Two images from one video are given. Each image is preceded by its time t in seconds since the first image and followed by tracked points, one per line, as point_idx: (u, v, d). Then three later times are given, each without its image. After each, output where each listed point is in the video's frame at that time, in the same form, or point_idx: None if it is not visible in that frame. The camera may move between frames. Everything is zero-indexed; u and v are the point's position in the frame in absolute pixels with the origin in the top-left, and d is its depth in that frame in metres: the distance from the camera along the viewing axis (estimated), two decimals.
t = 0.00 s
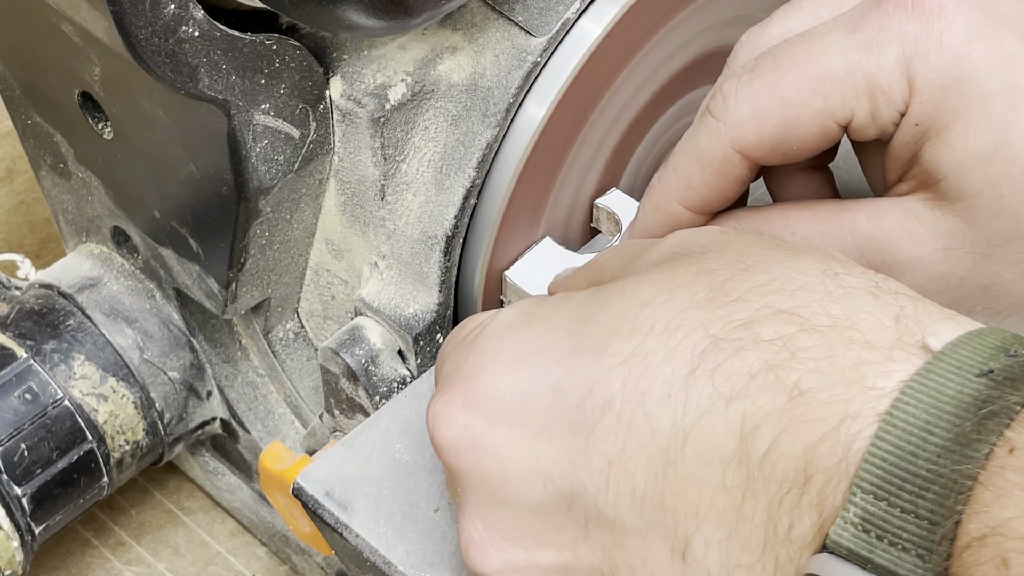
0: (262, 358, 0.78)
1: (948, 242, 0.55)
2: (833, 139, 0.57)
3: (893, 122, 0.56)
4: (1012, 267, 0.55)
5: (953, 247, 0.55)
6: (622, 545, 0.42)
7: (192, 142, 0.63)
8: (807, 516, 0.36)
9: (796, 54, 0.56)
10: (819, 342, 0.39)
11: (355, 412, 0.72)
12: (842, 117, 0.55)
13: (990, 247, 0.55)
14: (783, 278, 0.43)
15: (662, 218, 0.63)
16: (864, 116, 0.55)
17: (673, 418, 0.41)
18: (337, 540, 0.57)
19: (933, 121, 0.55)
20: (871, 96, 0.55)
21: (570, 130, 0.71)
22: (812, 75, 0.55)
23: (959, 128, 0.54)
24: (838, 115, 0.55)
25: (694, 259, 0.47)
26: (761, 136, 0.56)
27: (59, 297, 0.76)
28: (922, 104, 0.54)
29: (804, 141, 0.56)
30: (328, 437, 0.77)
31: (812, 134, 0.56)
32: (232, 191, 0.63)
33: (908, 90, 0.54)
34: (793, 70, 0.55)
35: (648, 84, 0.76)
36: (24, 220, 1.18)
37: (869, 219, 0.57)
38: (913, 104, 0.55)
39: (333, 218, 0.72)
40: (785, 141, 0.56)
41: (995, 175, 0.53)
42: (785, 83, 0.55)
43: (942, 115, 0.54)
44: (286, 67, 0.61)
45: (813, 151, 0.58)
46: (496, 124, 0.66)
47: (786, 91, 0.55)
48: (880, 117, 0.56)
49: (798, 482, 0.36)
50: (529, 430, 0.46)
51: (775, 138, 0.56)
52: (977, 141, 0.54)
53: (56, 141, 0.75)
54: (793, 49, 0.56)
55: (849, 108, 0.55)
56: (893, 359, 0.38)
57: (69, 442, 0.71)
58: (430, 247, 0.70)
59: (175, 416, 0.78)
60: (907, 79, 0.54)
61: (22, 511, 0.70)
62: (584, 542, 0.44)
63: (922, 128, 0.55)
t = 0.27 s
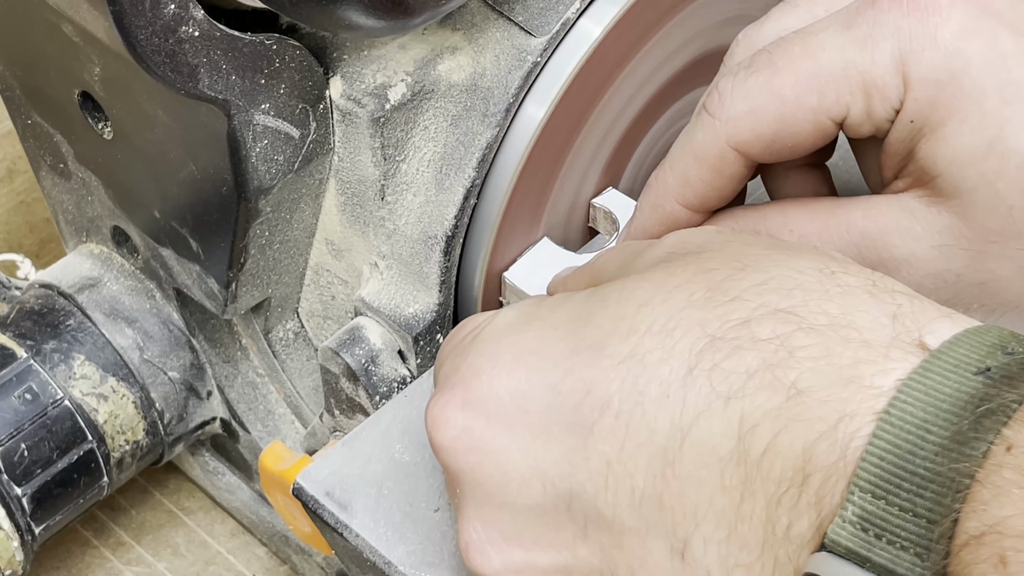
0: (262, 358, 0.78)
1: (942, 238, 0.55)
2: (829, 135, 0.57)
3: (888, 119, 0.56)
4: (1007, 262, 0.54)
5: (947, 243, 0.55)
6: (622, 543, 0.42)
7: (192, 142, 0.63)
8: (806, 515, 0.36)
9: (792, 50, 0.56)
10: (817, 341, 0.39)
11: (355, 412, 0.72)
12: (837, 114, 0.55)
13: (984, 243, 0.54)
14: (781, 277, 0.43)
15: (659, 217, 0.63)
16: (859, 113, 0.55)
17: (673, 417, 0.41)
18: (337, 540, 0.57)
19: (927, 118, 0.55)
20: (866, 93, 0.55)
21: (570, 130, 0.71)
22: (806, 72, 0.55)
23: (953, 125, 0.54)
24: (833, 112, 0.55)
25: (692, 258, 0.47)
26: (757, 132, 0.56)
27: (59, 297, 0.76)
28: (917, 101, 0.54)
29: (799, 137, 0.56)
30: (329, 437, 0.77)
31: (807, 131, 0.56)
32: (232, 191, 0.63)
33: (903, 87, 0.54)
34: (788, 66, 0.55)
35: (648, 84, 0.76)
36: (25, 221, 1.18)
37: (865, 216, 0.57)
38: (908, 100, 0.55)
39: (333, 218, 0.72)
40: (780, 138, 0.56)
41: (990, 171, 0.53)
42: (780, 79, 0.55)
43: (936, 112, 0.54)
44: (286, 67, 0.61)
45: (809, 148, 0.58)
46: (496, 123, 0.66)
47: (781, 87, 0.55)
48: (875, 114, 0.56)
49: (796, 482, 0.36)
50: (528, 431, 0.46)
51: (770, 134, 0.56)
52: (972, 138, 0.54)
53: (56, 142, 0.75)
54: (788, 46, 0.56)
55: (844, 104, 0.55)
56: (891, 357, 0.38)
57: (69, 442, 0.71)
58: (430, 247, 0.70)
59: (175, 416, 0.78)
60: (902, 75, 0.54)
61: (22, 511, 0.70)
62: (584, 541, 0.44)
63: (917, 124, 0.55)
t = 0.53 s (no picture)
0: (262, 358, 0.78)
1: (939, 237, 0.55)
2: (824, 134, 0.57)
3: (883, 117, 0.56)
4: (1004, 262, 0.55)
5: (943, 242, 0.55)
6: (620, 543, 0.42)
7: (192, 142, 0.63)
8: (803, 513, 0.36)
9: (787, 48, 0.56)
10: (814, 340, 0.39)
11: (355, 412, 0.72)
12: (833, 112, 0.55)
13: (981, 242, 0.54)
14: (778, 275, 0.43)
15: (655, 216, 0.63)
16: (855, 111, 0.55)
17: (670, 417, 0.41)
18: (337, 540, 0.57)
19: (922, 115, 0.55)
20: (862, 91, 0.55)
21: (570, 130, 0.71)
22: (802, 70, 0.55)
23: (949, 123, 0.54)
24: (829, 110, 0.55)
25: (691, 258, 0.47)
26: (752, 131, 0.56)
27: (59, 297, 0.76)
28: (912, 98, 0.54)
29: (794, 136, 0.56)
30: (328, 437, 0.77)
31: (804, 129, 0.56)
32: (232, 191, 0.63)
33: (898, 85, 0.54)
34: (783, 65, 0.55)
35: (648, 84, 0.76)
36: (25, 221, 1.17)
37: (862, 216, 0.57)
38: (904, 99, 0.55)
39: (334, 218, 0.72)
40: (776, 137, 0.56)
41: (985, 169, 0.53)
42: (775, 78, 0.55)
43: (932, 109, 0.54)
44: (286, 67, 0.61)
45: (805, 146, 0.58)
46: (496, 124, 0.66)
47: (776, 86, 0.55)
48: (870, 112, 0.56)
49: (793, 480, 0.37)
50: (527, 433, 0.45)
51: (765, 133, 0.56)
52: (967, 136, 0.54)
53: (56, 142, 0.75)
54: (784, 44, 0.56)
55: (840, 103, 0.55)
56: (888, 356, 0.38)
57: (69, 442, 0.71)
58: (430, 247, 0.70)
59: (175, 416, 0.78)
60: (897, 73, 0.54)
61: (22, 511, 0.70)
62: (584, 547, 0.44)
63: (912, 123, 0.55)
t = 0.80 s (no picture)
0: (262, 358, 0.78)
1: (944, 237, 0.55)
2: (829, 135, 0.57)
3: (889, 117, 0.56)
4: (1010, 261, 0.55)
5: (949, 242, 0.55)
6: (622, 547, 0.42)
7: (192, 142, 0.63)
8: (806, 516, 0.36)
9: (790, 50, 0.56)
10: (817, 343, 0.39)
11: (355, 412, 0.72)
12: (837, 113, 0.55)
13: (986, 242, 0.54)
14: (780, 279, 0.43)
15: (659, 218, 0.63)
16: (859, 112, 0.55)
17: (673, 420, 0.41)
18: (337, 540, 0.57)
19: (927, 116, 0.55)
20: (865, 92, 0.55)
21: (570, 130, 0.71)
22: (804, 72, 0.55)
23: (954, 124, 0.54)
24: (832, 111, 0.55)
25: (692, 260, 0.47)
26: (755, 133, 0.56)
27: (59, 297, 0.76)
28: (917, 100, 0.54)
29: (798, 139, 0.56)
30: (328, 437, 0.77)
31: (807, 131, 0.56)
32: (232, 191, 0.63)
33: (903, 86, 0.54)
34: (786, 66, 0.55)
35: (648, 84, 0.76)
36: (25, 221, 1.17)
37: (865, 217, 0.57)
38: (908, 100, 0.55)
39: (333, 218, 0.72)
40: (779, 138, 0.56)
41: (989, 170, 0.53)
42: (778, 79, 0.55)
43: (937, 110, 0.54)
44: (286, 67, 0.61)
45: (809, 148, 0.58)
46: (496, 123, 0.66)
47: (779, 87, 0.55)
48: (875, 113, 0.56)
49: (795, 484, 0.36)
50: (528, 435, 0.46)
51: (768, 134, 0.56)
52: (968, 137, 0.54)
53: (56, 142, 0.75)
54: (785, 46, 0.56)
55: (843, 104, 0.55)
56: (891, 360, 0.38)
57: (69, 442, 0.71)
58: (430, 247, 0.70)
59: (175, 416, 0.78)
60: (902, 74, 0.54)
61: (21, 511, 0.70)
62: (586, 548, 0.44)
63: (917, 124, 0.55)
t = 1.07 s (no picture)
0: (261, 358, 0.78)
1: (935, 237, 0.55)
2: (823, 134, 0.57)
3: (882, 118, 0.56)
4: (1000, 262, 0.55)
5: (940, 243, 0.55)
6: (616, 546, 0.42)
7: (192, 141, 0.63)
8: (799, 515, 0.36)
9: (784, 49, 0.56)
10: (811, 342, 0.39)
11: (355, 412, 0.72)
12: (831, 112, 0.55)
13: (978, 242, 0.55)
14: (771, 277, 0.43)
15: (654, 216, 0.63)
16: (853, 112, 0.55)
17: (667, 418, 0.40)
18: (337, 540, 0.57)
19: (920, 117, 0.55)
20: (859, 92, 0.55)
21: (569, 130, 0.71)
22: (800, 71, 0.55)
23: (946, 124, 0.54)
24: (827, 110, 0.55)
25: (689, 258, 0.47)
26: (750, 132, 0.56)
27: (59, 297, 0.76)
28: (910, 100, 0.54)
29: (791, 137, 0.56)
30: (328, 437, 0.77)
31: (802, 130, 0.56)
32: (232, 191, 0.63)
33: (896, 87, 0.54)
34: (781, 65, 0.55)
35: (648, 84, 0.76)
36: (25, 221, 1.17)
37: (859, 215, 0.57)
38: (901, 100, 0.55)
39: (333, 218, 0.72)
40: (774, 137, 0.56)
41: (983, 170, 0.53)
42: (773, 78, 0.55)
43: (930, 111, 0.54)
44: (286, 67, 0.61)
45: (803, 146, 0.58)
46: (496, 123, 0.66)
47: (774, 86, 0.55)
48: (867, 114, 0.56)
49: (790, 482, 0.37)
50: (524, 435, 0.45)
51: (763, 133, 0.56)
52: (966, 137, 0.54)
53: (56, 142, 0.75)
54: (781, 45, 0.56)
55: (838, 103, 0.55)
56: (883, 358, 0.38)
57: (69, 442, 0.71)
58: (430, 246, 0.70)
59: (175, 416, 0.78)
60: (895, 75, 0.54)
61: (21, 511, 0.70)
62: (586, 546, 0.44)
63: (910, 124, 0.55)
